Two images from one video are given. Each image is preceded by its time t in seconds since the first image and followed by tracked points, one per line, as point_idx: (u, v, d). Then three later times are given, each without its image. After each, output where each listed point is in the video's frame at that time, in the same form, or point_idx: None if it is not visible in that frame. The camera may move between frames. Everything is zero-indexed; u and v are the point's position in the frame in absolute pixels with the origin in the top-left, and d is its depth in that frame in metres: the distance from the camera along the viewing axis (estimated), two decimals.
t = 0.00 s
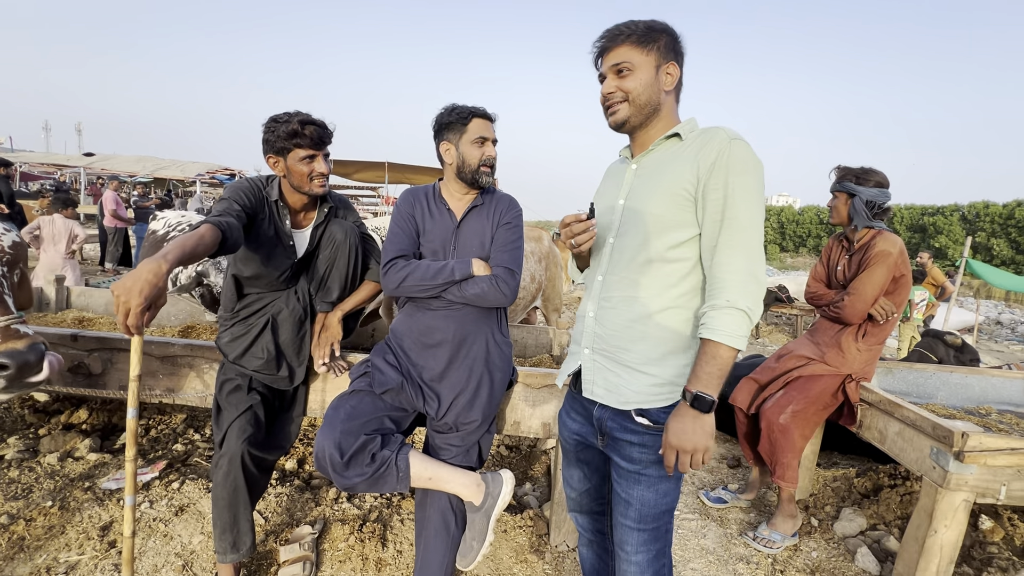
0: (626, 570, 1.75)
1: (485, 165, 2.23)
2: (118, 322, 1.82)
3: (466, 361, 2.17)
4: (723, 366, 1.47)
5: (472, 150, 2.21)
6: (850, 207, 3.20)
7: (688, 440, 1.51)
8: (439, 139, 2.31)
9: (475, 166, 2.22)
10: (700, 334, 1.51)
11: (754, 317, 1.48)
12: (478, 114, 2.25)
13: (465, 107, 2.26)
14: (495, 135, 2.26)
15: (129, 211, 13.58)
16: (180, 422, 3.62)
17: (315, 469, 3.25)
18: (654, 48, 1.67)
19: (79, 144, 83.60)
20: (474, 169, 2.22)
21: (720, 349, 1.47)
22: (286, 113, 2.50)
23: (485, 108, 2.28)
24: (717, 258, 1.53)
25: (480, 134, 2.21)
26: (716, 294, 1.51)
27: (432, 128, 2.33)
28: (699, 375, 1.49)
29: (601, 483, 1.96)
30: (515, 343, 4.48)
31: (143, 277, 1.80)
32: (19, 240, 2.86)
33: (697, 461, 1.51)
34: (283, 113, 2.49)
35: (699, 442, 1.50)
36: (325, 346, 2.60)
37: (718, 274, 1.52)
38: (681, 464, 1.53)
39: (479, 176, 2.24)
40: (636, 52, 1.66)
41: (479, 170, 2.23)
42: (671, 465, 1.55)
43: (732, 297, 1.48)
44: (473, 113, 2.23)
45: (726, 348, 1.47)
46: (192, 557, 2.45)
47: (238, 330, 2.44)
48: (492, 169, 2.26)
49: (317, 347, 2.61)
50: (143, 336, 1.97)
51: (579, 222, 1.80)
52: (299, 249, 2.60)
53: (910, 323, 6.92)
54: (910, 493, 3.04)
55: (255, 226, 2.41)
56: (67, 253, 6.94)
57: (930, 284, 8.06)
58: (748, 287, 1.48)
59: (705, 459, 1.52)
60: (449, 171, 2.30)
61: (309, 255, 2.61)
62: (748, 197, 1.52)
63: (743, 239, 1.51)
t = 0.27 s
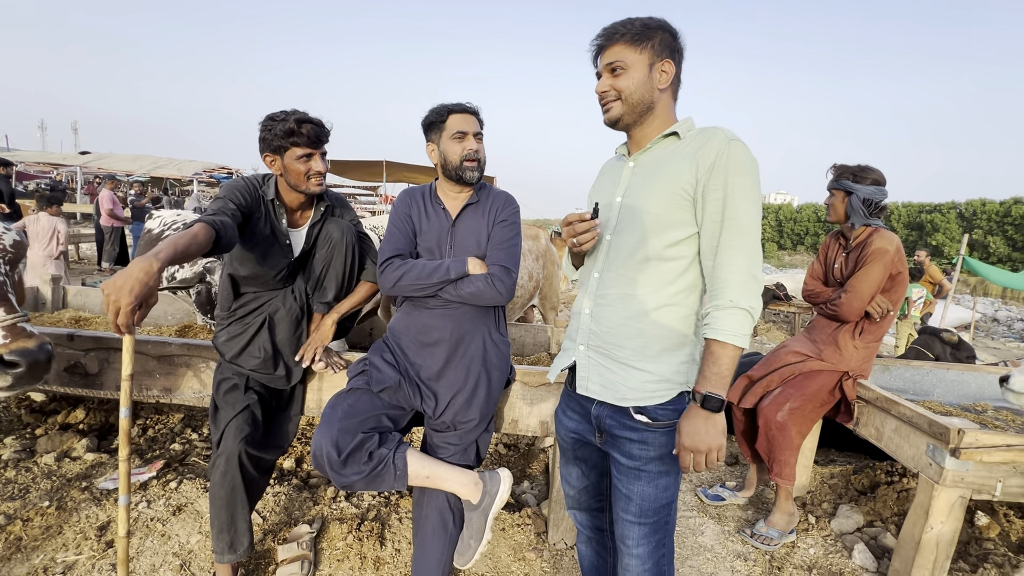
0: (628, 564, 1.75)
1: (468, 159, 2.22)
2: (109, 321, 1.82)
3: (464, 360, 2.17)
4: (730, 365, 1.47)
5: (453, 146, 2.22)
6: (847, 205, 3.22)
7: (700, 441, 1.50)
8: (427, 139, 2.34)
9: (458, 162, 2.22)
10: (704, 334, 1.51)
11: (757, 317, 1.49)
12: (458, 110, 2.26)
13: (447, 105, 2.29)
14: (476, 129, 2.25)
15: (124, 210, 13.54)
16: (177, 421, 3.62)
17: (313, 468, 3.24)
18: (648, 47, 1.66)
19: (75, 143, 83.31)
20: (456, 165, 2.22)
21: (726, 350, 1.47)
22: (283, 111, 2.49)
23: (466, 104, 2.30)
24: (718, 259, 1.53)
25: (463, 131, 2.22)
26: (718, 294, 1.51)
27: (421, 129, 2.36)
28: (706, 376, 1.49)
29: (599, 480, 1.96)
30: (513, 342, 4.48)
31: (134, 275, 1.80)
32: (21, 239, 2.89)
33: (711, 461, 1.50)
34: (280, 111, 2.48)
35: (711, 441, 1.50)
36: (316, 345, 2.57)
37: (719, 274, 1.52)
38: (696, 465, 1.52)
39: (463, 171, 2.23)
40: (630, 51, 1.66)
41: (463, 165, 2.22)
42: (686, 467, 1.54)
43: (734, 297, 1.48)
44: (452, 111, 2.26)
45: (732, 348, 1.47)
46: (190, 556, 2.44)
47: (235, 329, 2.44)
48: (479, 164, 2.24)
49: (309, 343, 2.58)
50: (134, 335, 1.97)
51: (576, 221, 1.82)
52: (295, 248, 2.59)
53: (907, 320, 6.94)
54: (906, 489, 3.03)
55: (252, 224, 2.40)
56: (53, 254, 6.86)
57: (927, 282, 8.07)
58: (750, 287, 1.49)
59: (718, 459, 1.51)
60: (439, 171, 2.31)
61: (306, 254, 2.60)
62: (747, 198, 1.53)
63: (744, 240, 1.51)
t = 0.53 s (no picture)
0: (628, 561, 1.75)
1: (461, 156, 2.21)
2: (107, 319, 1.82)
3: (461, 359, 2.17)
4: (703, 359, 1.48)
5: (445, 143, 2.21)
6: (845, 203, 3.22)
7: (661, 428, 1.52)
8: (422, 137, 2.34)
9: (451, 159, 2.21)
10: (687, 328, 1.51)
11: (739, 316, 1.49)
12: (451, 107, 2.26)
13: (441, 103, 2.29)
14: (468, 126, 2.24)
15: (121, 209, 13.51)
16: (175, 420, 3.61)
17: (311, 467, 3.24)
18: (648, 44, 1.65)
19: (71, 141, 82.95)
20: (449, 162, 2.22)
21: (703, 345, 1.47)
22: (280, 108, 2.48)
23: (459, 100, 2.30)
24: (710, 257, 1.53)
25: (454, 127, 2.21)
26: (705, 291, 1.51)
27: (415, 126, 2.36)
28: (679, 367, 1.49)
29: (598, 478, 1.95)
30: (511, 340, 4.47)
31: (132, 274, 1.79)
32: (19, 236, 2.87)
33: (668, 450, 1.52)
34: (276, 108, 2.47)
35: (672, 430, 1.51)
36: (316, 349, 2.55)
37: (709, 272, 1.52)
38: (654, 450, 1.54)
39: (456, 167, 2.22)
40: (629, 49, 1.65)
41: (455, 162, 2.21)
42: (644, 450, 1.56)
43: (721, 294, 1.48)
44: (444, 108, 2.26)
45: (710, 344, 1.47)
46: (188, 556, 2.44)
47: (232, 328, 2.43)
48: (472, 160, 2.23)
49: (308, 346, 2.56)
50: (133, 333, 1.96)
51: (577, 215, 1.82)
52: (292, 246, 2.58)
53: (905, 318, 6.96)
54: (904, 487, 3.04)
55: (248, 223, 2.39)
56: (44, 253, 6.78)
57: (924, 280, 8.09)
58: (738, 286, 1.49)
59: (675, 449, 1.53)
60: (432, 169, 2.31)
61: (302, 252, 2.59)
62: (744, 198, 1.53)
63: (737, 240, 1.51)
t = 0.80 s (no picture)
0: (627, 559, 1.75)
1: (457, 153, 2.21)
2: (115, 319, 1.80)
3: (460, 357, 2.16)
4: (696, 357, 1.48)
5: (440, 141, 2.21)
6: (844, 201, 3.22)
7: (654, 425, 1.52)
8: (416, 135, 2.34)
9: (446, 157, 2.21)
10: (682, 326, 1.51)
11: (734, 315, 1.49)
12: (445, 104, 2.26)
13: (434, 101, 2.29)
14: (462, 123, 2.24)
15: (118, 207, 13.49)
16: (173, 419, 3.60)
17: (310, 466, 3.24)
18: (645, 42, 1.65)
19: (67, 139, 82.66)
20: (445, 160, 2.21)
21: (697, 343, 1.47)
22: (276, 106, 2.48)
23: (453, 98, 2.30)
24: (706, 255, 1.53)
25: (449, 125, 2.21)
26: (701, 290, 1.51)
27: (409, 125, 2.35)
28: (673, 363, 1.49)
29: (597, 476, 1.96)
30: (510, 339, 4.47)
31: (140, 273, 1.77)
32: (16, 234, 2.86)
33: (660, 446, 1.53)
34: (273, 105, 2.47)
35: (664, 427, 1.52)
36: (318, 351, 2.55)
37: (705, 271, 1.52)
38: (647, 447, 1.54)
39: (452, 165, 2.22)
40: (626, 47, 1.66)
41: (451, 159, 2.21)
42: (636, 447, 1.56)
43: (716, 293, 1.48)
44: (438, 106, 2.26)
45: (704, 343, 1.47)
46: (187, 555, 2.43)
47: (230, 327, 2.43)
48: (468, 157, 2.23)
49: (308, 346, 2.55)
50: (138, 333, 1.95)
51: (580, 212, 1.82)
52: (290, 244, 2.58)
53: (903, 317, 6.98)
54: (902, 484, 3.06)
55: (246, 221, 2.39)
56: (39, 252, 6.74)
57: (922, 279, 8.11)
58: (734, 284, 1.49)
59: (668, 445, 1.53)
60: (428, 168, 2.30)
61: (300, 250, 2.59)
62: (742, 196, 1.52)
63: (733, 238, 1.51)
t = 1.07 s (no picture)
0: (627, 558, 1.76)
1: (457, 153, 2.21)
2: (122, 319, 1.80)
3: (460, 357, 2.17)
4: (713, 360, 1.48)
5: (440, 141, 2.21)
6: (855, 201, 3.18)
7: (678, 434, 1.51)
8: (415, 136, 2.33)
9: (447, 157, 2.21)
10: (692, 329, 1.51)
11: (744, 315, 1.49)
12: (443, 104, 2.26)
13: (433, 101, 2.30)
14: (461, 122, 2.24)
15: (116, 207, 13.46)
16: (172, 418, 3.60)
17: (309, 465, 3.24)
18: (648, 42, 1.65)
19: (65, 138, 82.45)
20: (445, 159, 2.21)
21: (710, 345, 1.48)
22: (277, 105, 2.47)
23: (451, 97, 2.30)
24: (710, 256, 1.53)
25: (449, 125, 2.21)
26: (707, 291, 1.51)
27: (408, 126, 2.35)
28: (689, 370, 1.50)
29: (597, 475, 1.96)
30: (510, 338, 4.48)
31: (147, 273, 1.77)
32: (14, 232, 2.84)
33: (687, 454, 1.52)
34: (273, 105, 2.47)
35: (689, 435, 1.51)
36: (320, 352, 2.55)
37: (710, 272, 1.52)
38: (671, 457, 1.53)
39: (453, 164, 2.21)
40: (629, 46, 1.66)
41: (451, 159, 2.21)
42: (661, 457, 1.55)
43: (724, 294, 1.49)
44: (437, 106, 2.26)
45: (717, 344, 1.48)
46: (186, 554, 2.44)
47: (230, 326, 2.43)
48: (469, 155, 2.22)
49: (308, 346, 2.55)
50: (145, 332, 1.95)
51: (576, 209, 1.83)
52: (289, 243, 2.58)
53: (901, 316, 7.00)
54: (900, 483, 3.07)
55: (246, 220, 2.39)
56: (37, 251, 6.73)
57: (921, 278, 8.12)
58: (740, 285, 1.50)
59: (694, 452, 1.53)
60: (428, 168, 2.30)
61: (300, 249, 2.59)
62: (744, 197, 1.53)
63: (737, 238, 1.52)
